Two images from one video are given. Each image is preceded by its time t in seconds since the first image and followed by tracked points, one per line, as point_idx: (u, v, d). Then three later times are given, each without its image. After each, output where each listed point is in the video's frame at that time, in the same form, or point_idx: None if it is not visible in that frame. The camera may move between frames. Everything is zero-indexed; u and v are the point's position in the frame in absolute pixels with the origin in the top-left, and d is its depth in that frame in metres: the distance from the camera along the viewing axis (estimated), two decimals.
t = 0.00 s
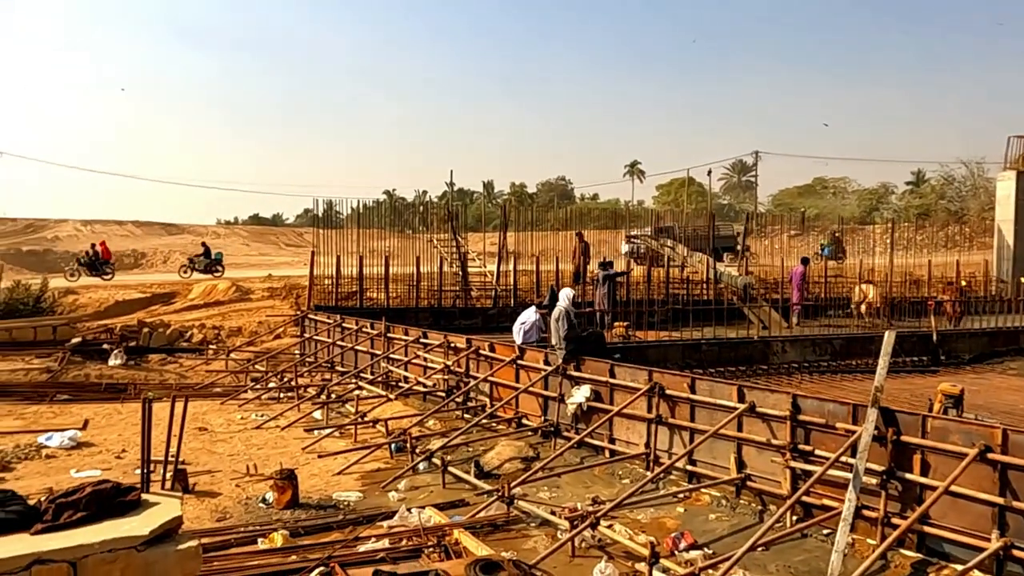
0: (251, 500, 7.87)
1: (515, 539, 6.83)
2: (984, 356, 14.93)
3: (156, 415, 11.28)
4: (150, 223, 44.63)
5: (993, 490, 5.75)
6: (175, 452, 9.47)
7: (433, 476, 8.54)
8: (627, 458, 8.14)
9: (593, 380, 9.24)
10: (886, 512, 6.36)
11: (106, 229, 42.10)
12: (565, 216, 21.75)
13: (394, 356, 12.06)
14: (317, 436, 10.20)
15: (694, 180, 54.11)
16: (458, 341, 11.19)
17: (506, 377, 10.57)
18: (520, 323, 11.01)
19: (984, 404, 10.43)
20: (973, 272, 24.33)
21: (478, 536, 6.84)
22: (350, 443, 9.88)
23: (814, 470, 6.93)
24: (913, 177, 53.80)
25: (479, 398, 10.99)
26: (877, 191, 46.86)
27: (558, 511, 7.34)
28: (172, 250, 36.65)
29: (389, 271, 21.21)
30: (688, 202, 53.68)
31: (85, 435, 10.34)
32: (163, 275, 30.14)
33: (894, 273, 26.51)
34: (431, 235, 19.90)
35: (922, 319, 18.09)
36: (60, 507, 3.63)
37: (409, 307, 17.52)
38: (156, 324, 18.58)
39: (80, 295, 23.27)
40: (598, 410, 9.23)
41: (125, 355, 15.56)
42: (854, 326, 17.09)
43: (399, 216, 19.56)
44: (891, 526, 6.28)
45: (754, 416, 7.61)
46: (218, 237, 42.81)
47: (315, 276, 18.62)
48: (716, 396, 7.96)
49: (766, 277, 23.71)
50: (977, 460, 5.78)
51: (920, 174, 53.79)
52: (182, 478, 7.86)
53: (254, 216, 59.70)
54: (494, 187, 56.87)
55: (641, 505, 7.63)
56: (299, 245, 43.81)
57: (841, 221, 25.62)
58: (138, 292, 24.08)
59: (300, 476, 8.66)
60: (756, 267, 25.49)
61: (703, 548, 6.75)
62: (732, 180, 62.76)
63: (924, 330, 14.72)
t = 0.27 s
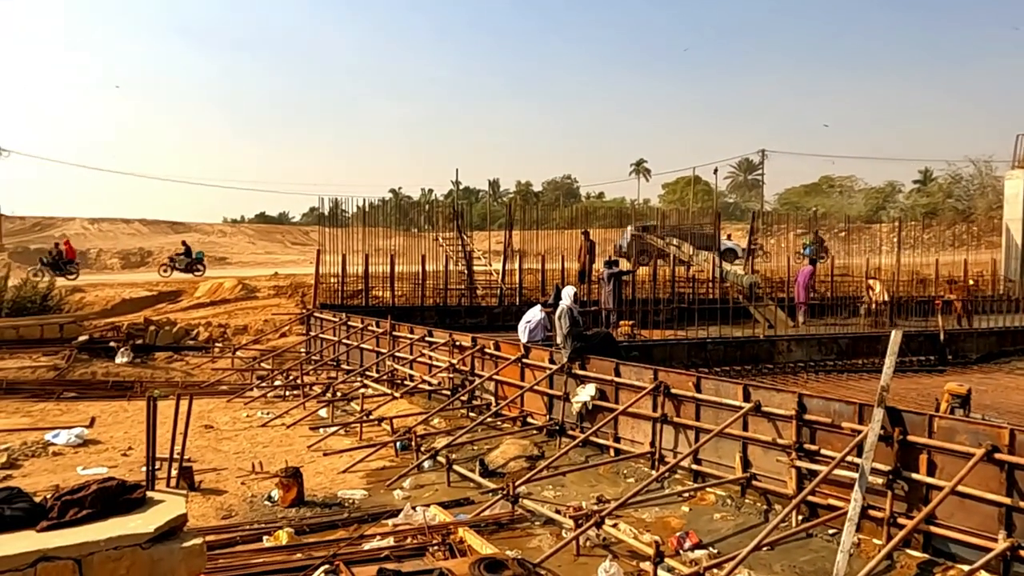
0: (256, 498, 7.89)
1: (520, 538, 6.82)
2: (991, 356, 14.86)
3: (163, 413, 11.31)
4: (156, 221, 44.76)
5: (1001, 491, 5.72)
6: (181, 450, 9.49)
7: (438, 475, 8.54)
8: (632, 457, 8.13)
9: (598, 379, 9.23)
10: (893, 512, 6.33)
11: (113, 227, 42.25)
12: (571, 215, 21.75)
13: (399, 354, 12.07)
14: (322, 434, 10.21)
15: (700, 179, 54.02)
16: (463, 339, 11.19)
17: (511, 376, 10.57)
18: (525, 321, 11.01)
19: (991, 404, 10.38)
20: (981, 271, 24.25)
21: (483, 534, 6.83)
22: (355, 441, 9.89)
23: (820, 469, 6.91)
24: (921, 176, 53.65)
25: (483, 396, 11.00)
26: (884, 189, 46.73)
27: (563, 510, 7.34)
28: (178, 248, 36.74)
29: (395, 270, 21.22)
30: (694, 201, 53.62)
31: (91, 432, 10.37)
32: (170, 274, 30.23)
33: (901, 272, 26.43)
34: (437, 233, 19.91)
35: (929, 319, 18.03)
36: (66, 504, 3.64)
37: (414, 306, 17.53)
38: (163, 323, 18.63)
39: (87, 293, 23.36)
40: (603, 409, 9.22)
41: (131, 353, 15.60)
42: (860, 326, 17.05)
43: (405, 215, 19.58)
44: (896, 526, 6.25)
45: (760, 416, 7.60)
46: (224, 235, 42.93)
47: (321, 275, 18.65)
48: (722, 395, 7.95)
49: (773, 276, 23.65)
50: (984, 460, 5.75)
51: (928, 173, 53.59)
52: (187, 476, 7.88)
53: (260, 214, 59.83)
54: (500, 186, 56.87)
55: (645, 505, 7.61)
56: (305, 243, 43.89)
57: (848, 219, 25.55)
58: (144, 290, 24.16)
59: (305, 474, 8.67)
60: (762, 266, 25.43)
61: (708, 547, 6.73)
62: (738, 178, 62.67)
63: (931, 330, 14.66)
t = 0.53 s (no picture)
0: (255, 496, 7.89)
1: (518, 536, 6.83)
2: (991, 354, 14.86)
3: (162, 411, 11.32)
4: (156, 219, 44.77)
5: (999, 489, 5.71)
6: (180, 448, 9.49)
7: (437, 473, 8.55)
8: (631, 455, 8.14)
9: (597, 377, 9.23)
10: (891, 510, 6.33)
11: (113, 225, 42.27)
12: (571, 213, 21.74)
13: (398, 353, 12.07)
14: (321, 432, 10.21)
15: (700, 177, 54.03)
16: (462, 338, 11.19)
17: (510, 374, 10.57)
18: (524, 320, 11.01)
19: (991, 402, 10.38)
20: (981, 270, 24.23)
21: (481, 532, 6.84)
22: (355, 439, 9.89)
23: (819, 468, 6.91)
24: (920, 174, 53.65)
25: (482, 395, 11.00)
26: (884, 188, 46.73)
27: (561, 508, 7.34)
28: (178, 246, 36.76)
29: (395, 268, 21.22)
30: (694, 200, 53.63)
31: (90, 430, 10.38)
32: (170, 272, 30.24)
33: (901, 270, 26.41)
34: (436, 232, 19.91)
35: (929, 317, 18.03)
36: (64, 502, 3.64)
37: (414, 305, 17.53)
38: (162, 321, 18.65)
39: (87, 291, 23.37)
40: (602, 408, 9.23)
41: (131, 350, 15.61)
42: (860, 324, 17.04)
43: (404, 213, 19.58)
44: (895, 524, 6.25)
45: (758, 414, 7.60)
46: (224, 233, 42.94)
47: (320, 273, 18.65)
48: (721, 393, 7.95)
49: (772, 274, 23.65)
50: (982, 459, 5.75)
51: (928, 172, 53.56)
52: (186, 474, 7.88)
53: (260, 212, 59.84)
54: (500, 184, 56.89)
55: (644, 503, 7.62)
56: (305, 241, 43.90)
57: (848, 218, 25.54)
58: (144, 288, 24.16)
59: (304, 472, 8.68)
60: (762, 264, 25.43)
61: (706, 545, 6.74)
62: (738, 177, 62.69)
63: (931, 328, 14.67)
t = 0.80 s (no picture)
0: (245, 494, 7.87)
1: (508, 533, 6.84)
2: (978, 352, 14.97)
3: (151, 409, 11.26)
4: (145, 216, 44.54)
5: (985, 486, 5.75)
6: (169, 446, 9.45)
7: (427, 471, 8.54)
8: (621, 453, 8.16)
9: (588, 375, 9.24)
10: (879, 507, 6.37)
11: (102, 222, 42.03)
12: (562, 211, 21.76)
13: (388, 350, 12.05)
14: (311, 430, 10.19)
15: (690, 175, 54.14)
16: (453, 336, 11.18)
17: (500, 372, 10.57)
18: (514, 317, 11.02)
19: (977, 400, 10.46)
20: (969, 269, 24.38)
21: (471, 530, 6.84)
22: (345, 437, 9.88)
23: (807, 465, 6.95)
24: (909, 173, 53.93)
25: (473, 392, 11.00)
26: (873, 187, 46.96)
27: (552, 506, 7.36)
28: (167, 244, 36.57)
29: (386, 266, 21.19)
30: (685, 199, 53.75)
31: (78, 428, 10.32)
32: (159, 269, 30.09)
33: (890, 269, 26.56)
34: (427, 230, 19.88)
35: (917, 316, 18.15)
36: (50, 501, 3.61)
37: (405, 303, 17.51)
38: (151, 319, 18.56)
39: (75, 289, 23.23)
40: (592, 405, 9.25)
41: (119, 348, 15.53)
42: (849, 323, 17.13)
43: (395, 210, 19.55)
44: (883, 521, 6.29)
45: (748, 412, 7.63)
46: (213, 230, 42.77)
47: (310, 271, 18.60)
48: (711, 391, 7.98)
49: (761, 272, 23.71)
50: (969, 456, 5.78)
51: (917, 172, 53.84)
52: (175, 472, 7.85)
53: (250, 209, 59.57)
54: (491, 182, 56.86)
55: (634, 500, 7.64)
56: (296, 239, 43.77)
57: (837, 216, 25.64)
58: (132, 286, 24.02)
59: (294, 470, 8.66)
60: (752, 263, 25.50)
61: (696, 543, 6.77)
62: (729, 176, 62.88)
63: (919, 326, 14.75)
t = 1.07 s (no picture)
0: (230, 493, 7.84)
1: (495, 531, 6.85)
2: (962, 350, 15.09)
3: (136, 408, 11.20)
4: (130, 213, 44.25)
5: (967, 483, 5.80)
6: (154, 445, 9.41)
7: (414, 469, 8.54)
8: (608, 450, 8.17)
9: (575, 373, 9.26)
10: (862, 503, 6.41)
11: (86, 219, 41.76)
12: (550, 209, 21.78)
13: (376, 348, 12.02)
14: (298, 429, 10.16)
15: (678, 174, 54.29)
16: (440, 334, 11.17)
17: (488, 370, 10.57)
18: (502, 316, 11.04)
19: (961, 397, 10.54)
20: (953, 267, 24.56)
21: (458, 528, 6.84)
22: (331, 436, 9.85)
23: (792, 462, 6.99)
24: (895, 172, 54.28)
25: (460, 391, 10.99)
26: (859, 186, 47.24)
27: (538, 504, 7.36)
28: (152, 241, 36.36)
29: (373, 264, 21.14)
30: (672, 197, 53.90)
31: (62, 427, 10.26)
32: (144, 268, 29.93)
33: (876, 268, 26.73)
34: (414, 228, 19.86)
35: (902, 314, 18.28)
36: (32, 500, 3.59)
37: (392, 301, 17.48)
38: (137, 317, 18.46)
39: (59, 287, 23.08)
40: (579, 403, 9.26)
41: (104, 347, 15.43)
42: (835, 321, 17.23)
43: (383, 208, 19.51)
44: (867, 517, 6.34)
45: (734, 409, 7.66)
46: (199, 228, 42.58)
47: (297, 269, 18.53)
48: (697, 389, 8.01)
49: (748, 271, 23.82)
50: (951, 452, 5.83)
51: (902, 171, 54.19)
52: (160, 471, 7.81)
53: (236, 206, 59.25)
54: (478, 180, 56.84)
55: (621, 498, 7.66)
56: (282, 237, 43.64)
57: (823, 215, 25.78)
58: (117, 284, 23.89)
59: (281, 468, 8.64)
60: (739, 261, 25.60)
61: (682, 540, 6.79)
62: (716, 174, 63.10)
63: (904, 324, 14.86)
